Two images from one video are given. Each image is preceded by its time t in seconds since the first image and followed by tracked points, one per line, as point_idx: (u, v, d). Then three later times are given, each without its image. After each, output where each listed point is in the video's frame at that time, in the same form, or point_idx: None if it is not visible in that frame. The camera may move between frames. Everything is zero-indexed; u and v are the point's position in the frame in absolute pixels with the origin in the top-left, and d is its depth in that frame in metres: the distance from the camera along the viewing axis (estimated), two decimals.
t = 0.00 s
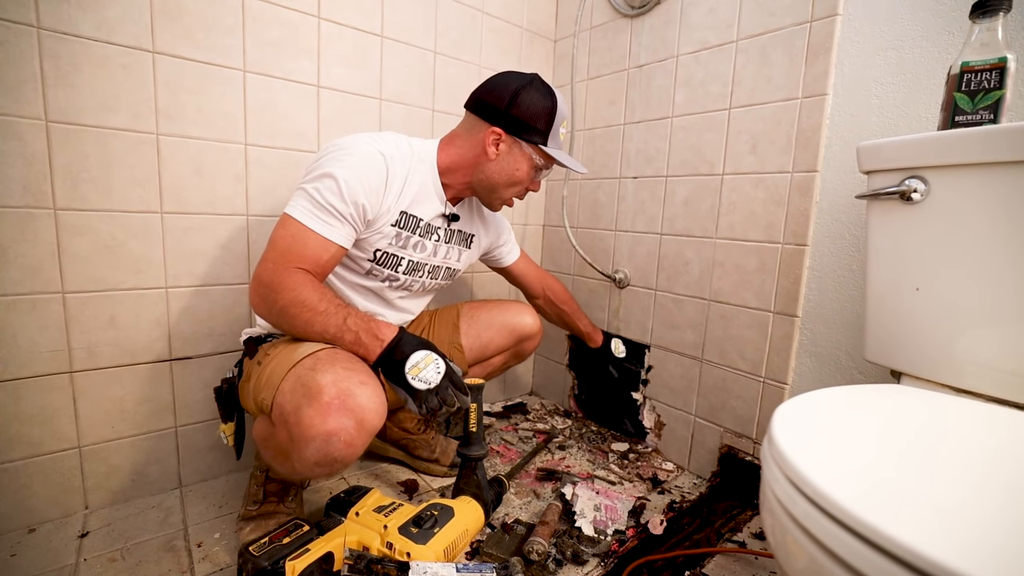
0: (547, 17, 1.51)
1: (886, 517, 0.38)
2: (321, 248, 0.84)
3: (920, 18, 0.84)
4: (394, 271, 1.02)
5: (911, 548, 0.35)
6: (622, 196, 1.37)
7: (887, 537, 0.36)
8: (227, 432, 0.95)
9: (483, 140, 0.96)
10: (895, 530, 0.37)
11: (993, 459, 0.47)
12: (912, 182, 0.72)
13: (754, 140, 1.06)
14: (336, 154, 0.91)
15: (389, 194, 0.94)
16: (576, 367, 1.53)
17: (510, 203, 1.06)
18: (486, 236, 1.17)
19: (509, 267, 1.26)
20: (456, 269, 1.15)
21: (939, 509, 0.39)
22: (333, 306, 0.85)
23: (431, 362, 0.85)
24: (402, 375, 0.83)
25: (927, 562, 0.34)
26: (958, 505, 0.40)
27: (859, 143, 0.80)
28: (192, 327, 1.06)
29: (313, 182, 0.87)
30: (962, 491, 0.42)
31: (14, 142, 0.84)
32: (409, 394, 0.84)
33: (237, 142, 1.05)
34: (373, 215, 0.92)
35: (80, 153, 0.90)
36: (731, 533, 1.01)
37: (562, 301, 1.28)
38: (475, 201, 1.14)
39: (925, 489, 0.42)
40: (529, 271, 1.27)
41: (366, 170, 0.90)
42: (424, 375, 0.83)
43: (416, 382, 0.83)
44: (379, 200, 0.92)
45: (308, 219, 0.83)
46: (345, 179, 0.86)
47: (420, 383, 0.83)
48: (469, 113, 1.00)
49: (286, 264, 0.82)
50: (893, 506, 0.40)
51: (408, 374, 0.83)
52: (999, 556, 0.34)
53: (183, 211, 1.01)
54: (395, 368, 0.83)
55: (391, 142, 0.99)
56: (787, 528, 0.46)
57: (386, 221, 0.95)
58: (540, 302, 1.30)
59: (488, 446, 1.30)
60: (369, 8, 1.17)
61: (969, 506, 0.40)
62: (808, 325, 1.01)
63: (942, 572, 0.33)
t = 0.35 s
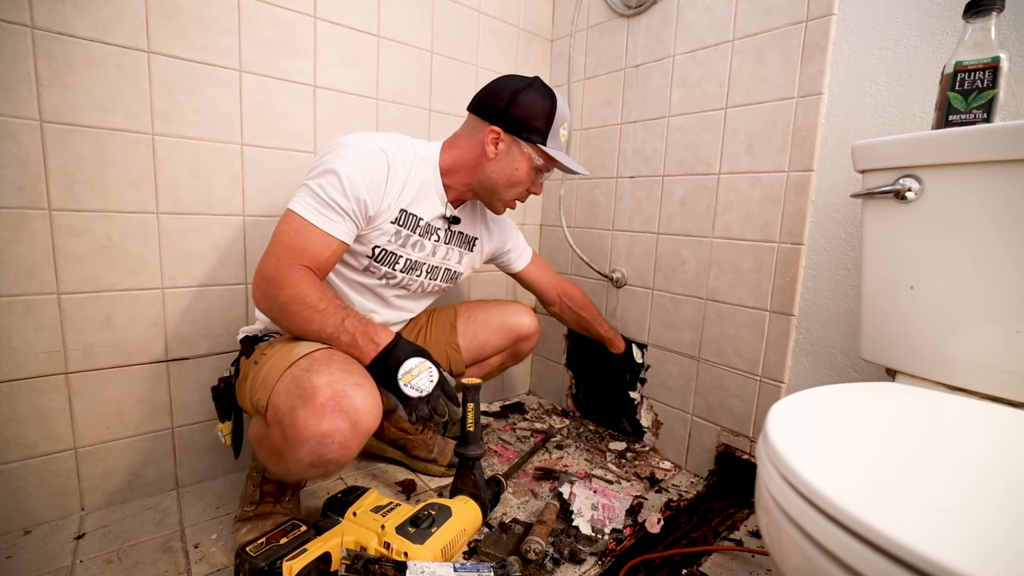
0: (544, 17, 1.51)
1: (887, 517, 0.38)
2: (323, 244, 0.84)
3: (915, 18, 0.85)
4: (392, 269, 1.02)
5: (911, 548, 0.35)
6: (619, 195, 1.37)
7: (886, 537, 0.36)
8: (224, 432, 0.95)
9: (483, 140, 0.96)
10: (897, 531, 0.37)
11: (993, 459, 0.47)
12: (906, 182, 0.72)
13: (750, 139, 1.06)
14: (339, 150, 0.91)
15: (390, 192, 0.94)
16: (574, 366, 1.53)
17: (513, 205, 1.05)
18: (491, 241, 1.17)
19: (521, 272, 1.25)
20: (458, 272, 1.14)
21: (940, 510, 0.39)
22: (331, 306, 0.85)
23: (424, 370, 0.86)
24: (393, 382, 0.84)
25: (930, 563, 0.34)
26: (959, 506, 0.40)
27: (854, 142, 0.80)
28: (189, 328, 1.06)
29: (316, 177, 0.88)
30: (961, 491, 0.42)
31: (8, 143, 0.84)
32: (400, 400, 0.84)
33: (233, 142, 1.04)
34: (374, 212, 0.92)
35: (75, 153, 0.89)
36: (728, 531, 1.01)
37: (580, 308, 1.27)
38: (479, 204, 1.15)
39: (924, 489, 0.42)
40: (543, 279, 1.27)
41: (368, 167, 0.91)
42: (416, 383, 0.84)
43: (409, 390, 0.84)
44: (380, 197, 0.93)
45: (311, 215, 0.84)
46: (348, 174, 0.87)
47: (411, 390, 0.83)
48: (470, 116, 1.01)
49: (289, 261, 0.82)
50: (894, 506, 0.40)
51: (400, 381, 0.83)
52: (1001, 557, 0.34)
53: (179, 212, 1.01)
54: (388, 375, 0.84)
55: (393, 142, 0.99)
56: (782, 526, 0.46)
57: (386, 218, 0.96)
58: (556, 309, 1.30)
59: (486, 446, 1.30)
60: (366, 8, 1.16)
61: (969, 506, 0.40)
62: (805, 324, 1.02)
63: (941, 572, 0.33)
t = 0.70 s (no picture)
0: (538, 15, 1.51)
1: (887, 518, 0.38)
2: (315, 241, 0.85)
3: (905, 17, 0.85)
4: (384, 263, 1.01)
5: (911, 547, 0.35)
6: (613, 193, 1.37)
7: (884, 536, 0.36)
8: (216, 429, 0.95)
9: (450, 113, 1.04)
10: (898, 532, 0.36)
11: (993, 457, 0.46)
12: (897, 178, 0.73)
13: (744, 137, 1.07)
14: (330, 147, 0.91)
15: (381, 188, 0.95)
16: (569, 365, 1.54)
17: (478, 156, 0.96)
18: (488, 237, 1.17)
19: (516, 273, 1.25)
20: (456, 270, 1.13)
21: (941, 510, 0.39)
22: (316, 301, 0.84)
23: (406, 373, 0.85)
24: (374, 383, 0.83)
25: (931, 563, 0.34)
26: (960, 506, 0.39)
27: (846, 140, 0.81)
28: (182, 328, 1.06)
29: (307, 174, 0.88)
30: (963, 491, 0.42)
31: None
32: (380, 402, 0.84)
33: (226, 140, 1.04)
34: (365, 207, 0.93)
35: (66, 153, 0.89)
36: (723, 527, 1.02)
37: (567, 309, 1.27)
38: (474, 198, 1.14)
39: (926, 490, 0.42)
40: (535, 278, 1.27)
41: (359, 163, 0.91)
42: (397, 387, 0.83)
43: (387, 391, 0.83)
44: (372, 194, 0.93)
45: (303, 211, 0.84)
46: (339, 170, 0.87)
47: (392, 393, 0.83)
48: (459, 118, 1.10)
49: (280, 257, 0.82)
50: (896, 508, 0.39)
51: (382, 383, 0.83)
52: (1003, 557, 0.33)
53: (171, 211, 1.00)
54: (369, 375, 0.84)
55: (384, 140, 1.00)
56: (773, 520, 0.47)
57: (378, 213, 0.96)
58: (545, 309, 1.30)
59: (482, 445, 1.30)
60: (360, 6, 1.16)
61: (971, 506, 0.39)
62: (798, 321, 1.02)
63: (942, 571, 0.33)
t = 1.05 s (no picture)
0: (534, 15, 1.51)
1: (886, 518, 0.38)
2: (309, 238, 0.85)
3: (898, 17, 0.86)
4: (382, 261, 1.01)
5: (910, 548, 0.35)
6: (610, 193, 1.37)
7: (880, 535, 0.36)
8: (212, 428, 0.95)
9: (476, 129, 0.96)
10: (896, 532, 0.36)
11: (991, 458, 0.46)
12: (891, 178, 0.73)
13: (739, 137, 1.07)
14: (324, 147, 0.92)
15: (376, 186, 0.95)
16: (566, 364, 1.54)
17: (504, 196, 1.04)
18: (487, 233, 1.16)
19: (511, 270, 1.25)
20: (456, 265, 1.13)
21: (940, 510, 0.39)
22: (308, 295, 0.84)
23: (393, 362, 0.84)
24: (360, 372, 0.82)
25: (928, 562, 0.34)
26: (958, 506, 0.39)
27: (841, 139, 0.81)
28: (178, 328, 1.05)
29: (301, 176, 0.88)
30: (961, 491, 0.42)
31: None
32: (367, 392, 0.83)
33: (221, 140, 1.03)
34: (360, 207, 0.93)
35: (59, 153, 0.88)
36: (719, 525, 1.02)
37: (557, 307, 1.28)
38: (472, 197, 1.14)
39: (924, 490, 0.42)
40: (528, 276, 1.27)
41: (353, 163, 0.91)
42: (384, 375, 0.82)
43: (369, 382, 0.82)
44: (366, 193, 0.93)
45: (297, 214, 0.84)
46: (331, 170, 0.87)
47: (378, 381, 0.81)
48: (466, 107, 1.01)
49: (274, 253, 0.82)
50: (893, 508, 0.39)
51: (368, 372, 0.81)
52: (1000, 557, 0.33)
53: (166, 211, 1.00)
54: (355, 363, 0.83)
55: (379, 138, 1.00)
56: (768, 519, 0.47)
57: (375, 211, 0.96)
58: (534, 307, 1.30)
59: (479, 444, 1.30)
60: (355, 6, 1.16)
61: (970, 507, 0.39)
62: (793, 320, 1.03)
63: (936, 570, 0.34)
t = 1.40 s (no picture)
0: (532, 15, 1.51)
1: (887, 521, 0.38)
2: (311, 239, 0.85)
3: (895, 18, 0.86)
4: (383, 261, 1.01)
5: (911, 551, 0.35)
6: (608, 193, 1.37)
7: (878, 537, 0.37)
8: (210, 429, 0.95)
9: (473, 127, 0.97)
10: (897, 535, 0.36)
11: (992, 459, 0.46)
12: (887, 179, 0.74)
13: (736, 137, 1.07)
14: (325, 148, 0.91)
15: (377, 188, 0.94)
16: (564, 364, 1.54)
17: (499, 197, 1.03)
18: (485, 231, 1.17)
19: (506, 268, 1.25)
20: (455, 264, 1.13)
21: (941, 513, 0.39)
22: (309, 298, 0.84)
23: (395, 371, 0.85)
24: (362, 380, 0.83)
25: (927, 565, 0.34)
26: (958, 508, 0.39)
27: (838, 140, 0.81)
28: (175, 328, 1.05)
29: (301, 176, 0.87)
30: (961, 493, 0.42)
31: None
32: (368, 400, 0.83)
33: (219, 140, 1.03)
34: (361, 209, 0.93)
35: (56, 152, 0.88)
36: (717, 525, 1.02)
37: (553, 307, 1.28)
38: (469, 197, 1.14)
39: (925, 492, 0.42)
40: (523, 275, 1.26)
41: (354, 164, 0.90)
42: (386, 384, 0.83)
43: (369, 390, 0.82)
44: (367, 194, 0.93)
45: (299, 216, 0.84)
46: (332, 172, 0.87)
47: (381, 390, 0.82)
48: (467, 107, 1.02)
49: (275, 254, 0.82)
50: (892, 511, 0.39)
51: (371, 381, 0.82)
52: (1000, 559, 0.33)
53: (164, 211, 0.99)
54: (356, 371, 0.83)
55: (381, 139, 1.00)
56: (766, 520, 0.47)
57: (376, 212, 0.96)
58: (529, 307, 1.30)
59: (477, 444, 1.30)
60: (353, 6, 1.16)
61: (970, 508, 0.39)
62: (791, 320, 1.03)
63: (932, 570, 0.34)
